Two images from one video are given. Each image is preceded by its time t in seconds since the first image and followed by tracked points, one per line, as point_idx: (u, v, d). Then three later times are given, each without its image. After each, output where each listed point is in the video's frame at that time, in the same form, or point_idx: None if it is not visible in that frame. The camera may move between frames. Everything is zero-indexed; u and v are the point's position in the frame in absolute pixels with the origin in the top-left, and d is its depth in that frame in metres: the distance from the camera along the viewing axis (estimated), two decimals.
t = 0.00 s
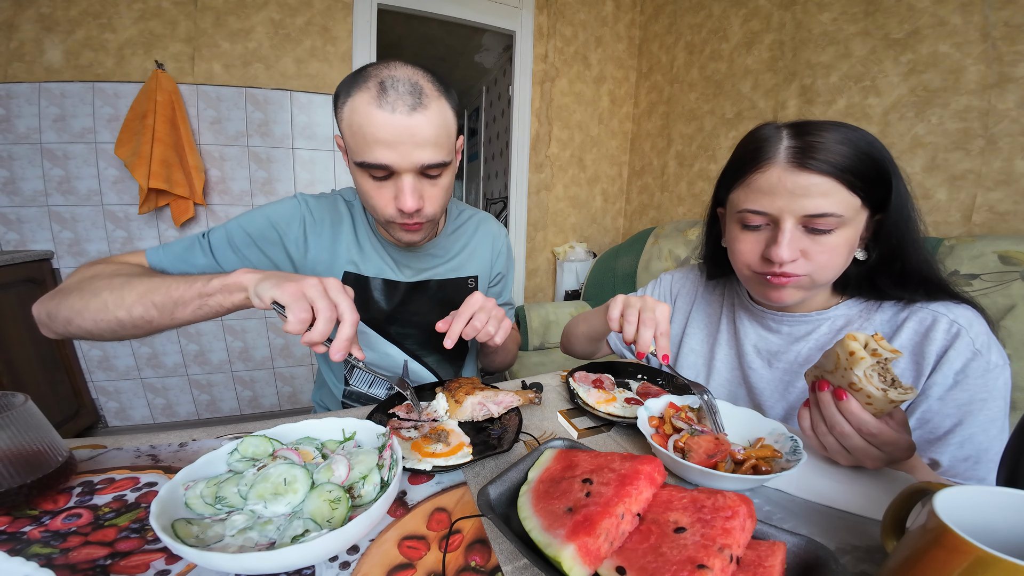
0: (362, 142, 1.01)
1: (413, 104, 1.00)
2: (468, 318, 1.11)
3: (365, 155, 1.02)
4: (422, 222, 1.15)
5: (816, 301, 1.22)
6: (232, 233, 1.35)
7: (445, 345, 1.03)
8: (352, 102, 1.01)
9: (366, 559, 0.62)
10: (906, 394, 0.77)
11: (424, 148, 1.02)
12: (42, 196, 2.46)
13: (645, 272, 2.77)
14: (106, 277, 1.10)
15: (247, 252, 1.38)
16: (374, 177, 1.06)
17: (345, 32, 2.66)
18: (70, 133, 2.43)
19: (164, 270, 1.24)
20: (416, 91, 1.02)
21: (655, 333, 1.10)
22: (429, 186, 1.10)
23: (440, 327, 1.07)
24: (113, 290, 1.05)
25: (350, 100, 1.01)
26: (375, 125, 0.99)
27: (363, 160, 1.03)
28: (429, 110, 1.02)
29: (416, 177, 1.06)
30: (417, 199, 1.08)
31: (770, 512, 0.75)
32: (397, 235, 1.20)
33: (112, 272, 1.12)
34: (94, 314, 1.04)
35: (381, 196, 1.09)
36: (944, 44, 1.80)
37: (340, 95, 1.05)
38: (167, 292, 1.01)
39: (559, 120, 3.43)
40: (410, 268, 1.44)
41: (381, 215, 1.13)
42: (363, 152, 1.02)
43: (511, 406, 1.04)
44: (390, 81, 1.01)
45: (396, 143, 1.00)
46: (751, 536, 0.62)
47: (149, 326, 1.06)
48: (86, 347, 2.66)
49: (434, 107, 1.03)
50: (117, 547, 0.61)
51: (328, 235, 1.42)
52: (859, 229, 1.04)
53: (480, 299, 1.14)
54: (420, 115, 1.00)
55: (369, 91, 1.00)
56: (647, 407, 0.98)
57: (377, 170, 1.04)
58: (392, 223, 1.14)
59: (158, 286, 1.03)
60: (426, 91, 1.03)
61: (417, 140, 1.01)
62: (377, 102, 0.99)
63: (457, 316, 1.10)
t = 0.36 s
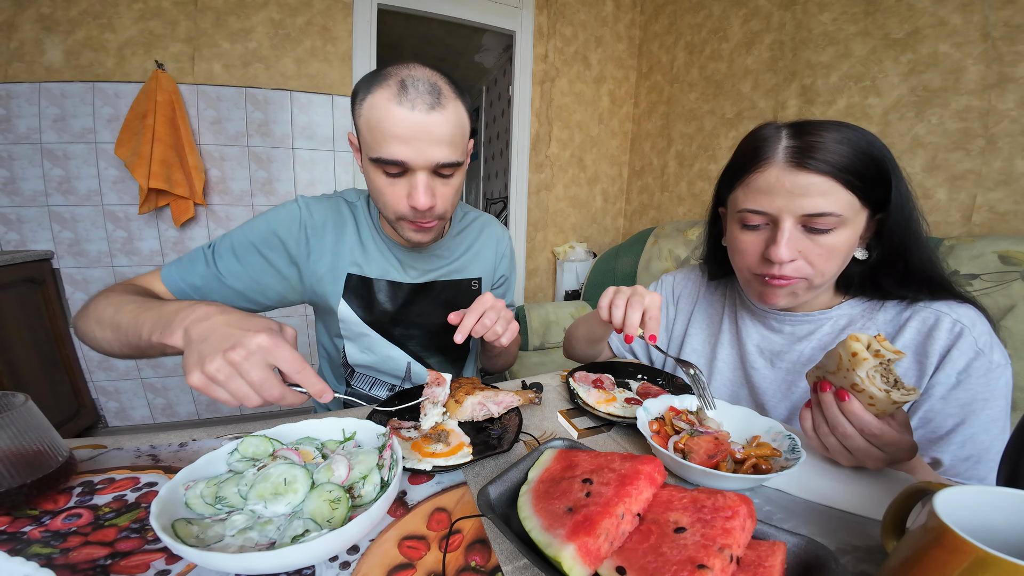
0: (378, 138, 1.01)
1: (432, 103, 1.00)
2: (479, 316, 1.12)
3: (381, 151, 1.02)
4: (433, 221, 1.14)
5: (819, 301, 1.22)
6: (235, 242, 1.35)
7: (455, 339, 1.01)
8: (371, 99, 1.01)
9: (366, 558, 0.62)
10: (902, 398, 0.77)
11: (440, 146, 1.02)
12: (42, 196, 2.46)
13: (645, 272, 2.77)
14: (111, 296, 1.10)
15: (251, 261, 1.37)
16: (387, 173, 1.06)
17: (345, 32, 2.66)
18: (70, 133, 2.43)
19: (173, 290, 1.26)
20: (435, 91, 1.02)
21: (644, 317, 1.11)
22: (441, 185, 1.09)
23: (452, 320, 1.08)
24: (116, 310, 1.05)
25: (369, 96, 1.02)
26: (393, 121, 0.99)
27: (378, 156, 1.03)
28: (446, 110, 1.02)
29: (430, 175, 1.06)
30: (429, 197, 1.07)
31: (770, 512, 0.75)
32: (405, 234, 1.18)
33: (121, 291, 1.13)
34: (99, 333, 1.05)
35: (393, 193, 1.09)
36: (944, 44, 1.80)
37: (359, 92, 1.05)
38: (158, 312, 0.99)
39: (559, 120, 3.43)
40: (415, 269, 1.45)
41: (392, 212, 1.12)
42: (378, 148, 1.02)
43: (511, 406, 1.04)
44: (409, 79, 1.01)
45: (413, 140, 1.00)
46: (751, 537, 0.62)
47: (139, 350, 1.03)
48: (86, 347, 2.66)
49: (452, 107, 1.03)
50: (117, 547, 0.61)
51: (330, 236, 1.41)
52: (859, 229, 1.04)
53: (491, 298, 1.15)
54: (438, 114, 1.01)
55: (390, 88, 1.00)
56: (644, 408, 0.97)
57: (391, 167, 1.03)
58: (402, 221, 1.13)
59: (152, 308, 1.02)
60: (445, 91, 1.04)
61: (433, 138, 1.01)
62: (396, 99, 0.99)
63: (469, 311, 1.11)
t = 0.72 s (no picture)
0: (381, 140, 1.00)
1: (437, 107, 1.00)
2: (483, 318, 1.12)
3: (383, 154, 1.02)
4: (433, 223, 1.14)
5: (814, 299, 1.23)
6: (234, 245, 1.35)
7: (459, 343, 1.01)
8: (375, 100, 1.01)
9: (366, 558, 0.62)
10: (900, 394, 0.77)
11: (443, 151, 1.02)
12: (42, 196, 2.46)
13: (645, 273, 2.77)
14: (127, 296, 1.11)
15: (251, 263, 1.37)
16: (390, 176, 1.05)
17: (345, 32, 2.66)
18: (70, 133, 2.43)
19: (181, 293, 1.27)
20: (440, 94, 1.02)
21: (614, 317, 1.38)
22: (444, 189, 1.09)
23: (455, 323, 1.07)
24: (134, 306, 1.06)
25: (373, 97, 1.01)
26: (397, 124, 0.98)
27: (380, 159, 1.02)
28: (451, 114, 1.02)
29: (432, 179, 1.05)
30: (430, 201, 1.07)
31: (770, 512, 0.75)
32: (405, 235, 1.18)
33: (137, 291, 1.14)
34: (117, 328, 1.06)
35: (393, 196, 1.08)
36: (944, 44, 1.80)
37: (363, 93, 1.05)
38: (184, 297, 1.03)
39: (559, 120, 3.43)
40: (416, 271, 1.45)
41: (392, 214, 1.12)
42: (382, 151, 1.02)
43: (511, 406, 1.04)
44: (415, 82, 1.01)
45: (416, 144, 1.00)
46: (751, 536, 0.62)
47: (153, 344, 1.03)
48: (86, 347, 2.66)
49: (456, 111, 1.03)
50: (117, 547, 0.61)
51: (329, 238, 1.41)
52: (849, 231, 1.04)
53: (494, 302, 1.15)
54: (443, 118, 1.00)
55: (394, 91, 1.00)
56: (645, 409, 0.97)
57: (393, 170, 1.03)
58: (403, 222, 1.13)
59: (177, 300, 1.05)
60: (449, 95, 1.03)
61: (437, 142, 1.01)
62: (400, 101, 0.99)
63: (473, 314, 1.11)
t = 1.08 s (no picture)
0: (388, 142, 1.00)
1: (444, 111, 1.00)
2: (484, 320, 1.11)
3: (389, 156, 1.02)
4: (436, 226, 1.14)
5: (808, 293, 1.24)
6: (236, 245, 1.34)
7: (461, 344, 1.00)
8: (381, 103, 1.00)
9: (366, 558, 0.62)
10: (847, 353, 0.87)
11: (450, 155, 1.02)
12: (42, 196, 2.46)
13: (645, 273, 2.77)
14: (137, 300, 1.10)
15: (253, 264, 1.36)
16: (395, 178, 1.06)
17: (345, 32, 2.66)
18: (70, 133, 2.43)
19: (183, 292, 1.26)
20: (446, 96, 1.02)
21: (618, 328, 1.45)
22: (448, 192, 1.09)
23: (458, 324, 1.06)
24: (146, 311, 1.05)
25: (380, 99, 1.01)
26: (404, 128, 0.98)
27: (386, 161, 1.02)
28: (458, 117, 1.02)
29: (437, 182, 1.05)
30: (435, 204, 1.07)
31: (770, 512, 0.75)
32: (408, 236, 1.18)
33: (144, 295, 1.13)
34: (127, 333, 1.04)
35: (398, 198, 1.08)
36: (944, 44, 1.80)
37: (369, 93, 1.05)
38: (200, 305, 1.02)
39: (559, 120, 3.43)
40: (416, 271, 1.44)
41: (396, 215, 1.12)
42: (388, 153, 1.02)
43: (511, 406, 1.04)
44: (421, 84, 1.00)
45: (423, 147, 0.99)
46: (751, 537, 0.62)
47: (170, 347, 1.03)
48: (87, 347, 2.66)
49: (463, 115, 1.03)
50: (117, 547, 0.61)
51: (330, 238, 1.41)
52: (853, 219, 1.05)
53: (496, 303, 1.15)
54: (450, 122, 1.00)
55: (401, 93, 0.99)
56: (645, 408, 0.97)
57: (399, 171, 1.03)
58: (407, 225, 1.13)
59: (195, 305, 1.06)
60: (456, 98, 1.03)
61: (444, 146, 1.01)
62: (407, 104, 0.98)
63: (474, 316, 1.10)
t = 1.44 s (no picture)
0: (392, 142, 1.00)
1: (450, 111, 1.00)
2: (489, 319, 1.12)
3: (394, 156, 1.01)
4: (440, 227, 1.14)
5: (805, 292, 1.24)
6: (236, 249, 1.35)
7: (467, 343, 1.02)
8: (387, 102, 1.00)
9: (366, 558, 0.62)
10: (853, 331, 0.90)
11: (454, 154, 1.01)
12: (42, 196, 2.46)
13: (645, 273, 2.77)
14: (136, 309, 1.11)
15: (252, 267, 1.36)
16: (398, 178, 1.05)
17: (345, 32, 2.66)
18: (70, 133, 2.43)
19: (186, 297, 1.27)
20: (451, 98, 1.02)
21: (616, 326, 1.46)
22: (451, 193, 1.08)
23: (463, 323, 1.07)
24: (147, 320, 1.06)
25: (385, 99, 1.01)
26: (409, 128, 0.98)
27: (390, 160, 1.02)
28: (462, 119, 1.02)
29: (441, 182, 1.05)
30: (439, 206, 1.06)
31: (771, 512, 0.75)
32: (411, 237, 1.18)
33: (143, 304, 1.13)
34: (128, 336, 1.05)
35: (402, 199, 1.08)
36: (944, 44, 1.80)
37: (374, 93, 1.05)
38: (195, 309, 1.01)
39: (559, 120, 3.43)
40: (417, 271, 1.44)
41: (399, 216, 1.11)
42: (392, 153, 1.01)
43: (511, 406, 1.04)
44: (427, 85, 1.01)
45: (427, 147, 0.99)
46: (751, 536, 0.62)
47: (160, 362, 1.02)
48: (87, 347, 2.66)
49: (467, 117, 1.03)
50: (117, 547, 0.61)
51: (331, 240, 1.41)
52: (818, 227, 1.05)
53: (500, 302, 1.15)
54: (455, 122, 1.00)
55: (407, 94, 1.00)
56: (646, 408, 0.97)
57: (403, 172, 1.03)
58: (409, 226, 1.13)
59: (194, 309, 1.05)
60: (461, 99, 1.03)
61: (447, 145, 1.00)
62: (413, 105, 0.98)
63: (479, 315, 1.11)
